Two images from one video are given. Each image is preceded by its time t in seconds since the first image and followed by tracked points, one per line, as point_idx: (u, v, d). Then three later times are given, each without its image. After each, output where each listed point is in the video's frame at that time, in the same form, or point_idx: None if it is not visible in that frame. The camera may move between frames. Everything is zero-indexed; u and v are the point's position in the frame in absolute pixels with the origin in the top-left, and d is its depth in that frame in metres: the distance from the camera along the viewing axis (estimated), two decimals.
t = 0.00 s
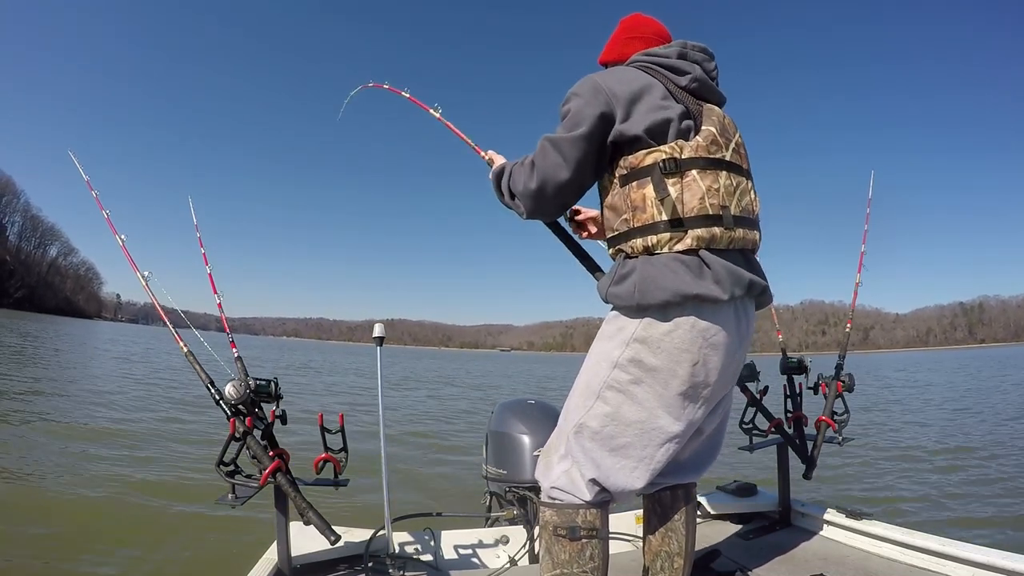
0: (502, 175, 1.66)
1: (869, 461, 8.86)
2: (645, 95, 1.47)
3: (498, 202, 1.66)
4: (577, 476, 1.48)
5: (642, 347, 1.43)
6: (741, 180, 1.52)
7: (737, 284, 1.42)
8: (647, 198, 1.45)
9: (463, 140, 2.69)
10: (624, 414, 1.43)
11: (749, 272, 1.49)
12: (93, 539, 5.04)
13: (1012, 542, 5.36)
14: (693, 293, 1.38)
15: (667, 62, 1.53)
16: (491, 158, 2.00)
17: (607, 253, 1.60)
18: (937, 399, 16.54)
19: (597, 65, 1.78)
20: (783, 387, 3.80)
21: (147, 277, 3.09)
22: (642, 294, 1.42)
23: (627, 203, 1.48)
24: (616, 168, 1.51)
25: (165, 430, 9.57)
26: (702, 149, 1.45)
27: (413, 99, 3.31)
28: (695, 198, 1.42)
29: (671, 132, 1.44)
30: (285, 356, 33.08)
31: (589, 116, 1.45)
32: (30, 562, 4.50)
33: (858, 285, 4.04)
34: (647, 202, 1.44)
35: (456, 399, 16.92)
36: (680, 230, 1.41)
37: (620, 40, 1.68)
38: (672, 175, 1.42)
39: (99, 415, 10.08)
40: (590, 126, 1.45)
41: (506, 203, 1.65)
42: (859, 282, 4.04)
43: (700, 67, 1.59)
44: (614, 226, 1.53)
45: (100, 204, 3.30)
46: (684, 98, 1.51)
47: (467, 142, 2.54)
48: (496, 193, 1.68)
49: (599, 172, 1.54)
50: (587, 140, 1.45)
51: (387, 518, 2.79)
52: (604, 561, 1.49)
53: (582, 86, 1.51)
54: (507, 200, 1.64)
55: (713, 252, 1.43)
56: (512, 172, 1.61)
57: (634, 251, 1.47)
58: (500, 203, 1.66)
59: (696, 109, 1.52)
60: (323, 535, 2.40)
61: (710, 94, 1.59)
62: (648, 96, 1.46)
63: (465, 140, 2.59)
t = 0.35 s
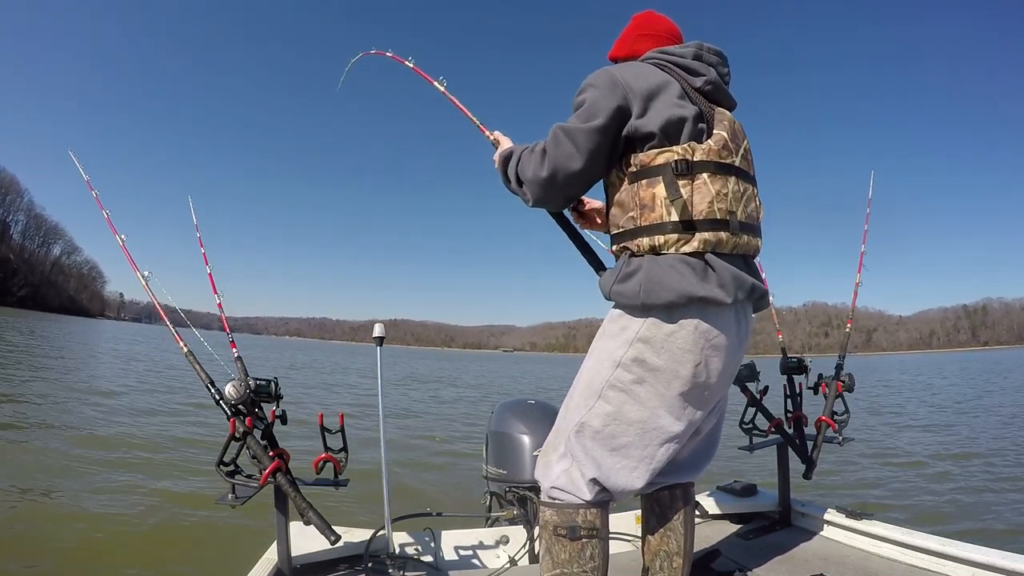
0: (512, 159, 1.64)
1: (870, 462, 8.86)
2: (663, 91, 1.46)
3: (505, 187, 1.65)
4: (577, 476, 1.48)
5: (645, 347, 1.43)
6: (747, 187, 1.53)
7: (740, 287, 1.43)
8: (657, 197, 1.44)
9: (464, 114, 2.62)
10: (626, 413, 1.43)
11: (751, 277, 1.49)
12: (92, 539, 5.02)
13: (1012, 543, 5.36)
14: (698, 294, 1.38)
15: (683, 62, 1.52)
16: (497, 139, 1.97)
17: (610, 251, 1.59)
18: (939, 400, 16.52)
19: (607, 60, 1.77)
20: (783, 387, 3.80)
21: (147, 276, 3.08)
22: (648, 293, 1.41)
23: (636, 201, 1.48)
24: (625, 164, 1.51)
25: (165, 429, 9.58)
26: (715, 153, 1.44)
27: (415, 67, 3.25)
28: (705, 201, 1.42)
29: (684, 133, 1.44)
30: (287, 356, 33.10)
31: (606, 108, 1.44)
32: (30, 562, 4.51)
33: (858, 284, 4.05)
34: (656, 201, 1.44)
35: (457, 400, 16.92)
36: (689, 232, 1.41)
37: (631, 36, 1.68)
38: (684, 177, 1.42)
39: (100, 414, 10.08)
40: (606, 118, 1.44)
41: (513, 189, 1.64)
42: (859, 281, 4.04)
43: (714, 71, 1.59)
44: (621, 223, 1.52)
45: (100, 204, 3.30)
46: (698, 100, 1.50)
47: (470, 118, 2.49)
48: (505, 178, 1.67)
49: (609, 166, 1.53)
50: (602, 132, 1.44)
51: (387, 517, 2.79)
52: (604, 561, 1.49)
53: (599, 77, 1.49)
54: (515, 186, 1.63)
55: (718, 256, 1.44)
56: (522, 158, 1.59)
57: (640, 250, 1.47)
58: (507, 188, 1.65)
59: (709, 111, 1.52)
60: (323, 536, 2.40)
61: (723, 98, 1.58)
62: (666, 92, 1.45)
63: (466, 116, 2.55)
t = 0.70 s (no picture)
0: (510, 156, 1.65)
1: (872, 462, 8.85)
2: (661, 89, 1.45)
3: (503, 183, 1.65)
4: (573, 475, 1.48)
5: (640, 346, 1.43)
6: (745, 186, 1.52)
7: (735, 287, 1.43)
8: (652, 195, 1.44)
9: (467, 110, 2.61)
10: (621, 413, 1.43)
11: (746, 276, 1.49)
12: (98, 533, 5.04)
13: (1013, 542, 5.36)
14: (692, 293, 1.38)
15: (683, 61, 1.52)
16: (499, 137, 1.96)
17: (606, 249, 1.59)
18: (942, 399, 16.48)
19: (609, 57, 1.77)
20: (783, 387, 3.79)
21: (147, 276, 3.08)
22: (643, 292, 1.41)
23: (631, 198, 1.47)
24: (622, 162, 1.50)
25: (166, 430, 9.58)
26: (711, 151, 1.44)
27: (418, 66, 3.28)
28: (700, 200, 1.42)
29: (682, 131, 1.43)
30: (289, 356, 33.10)
31: (602, 106, 1.44)
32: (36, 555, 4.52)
33: (858, 285, 4.04)
34: (651, 198, 1.44)
35: (459, 399, 16.92)
36: (683, 230, 1.41)
37: (635, 33, 1.68)
38: (680, 175, 1.42)
39: (100, 415, 10.08)
40: (603, 115, 1.43)
41: (511, 185, 1.64)
42: (859, 282, 4.04)
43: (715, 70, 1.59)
44: (616, 221, 1.52)
45: (101, 205, 3.30)
46: (698, 98, 1.50)
47: (474, 116, 2.48)
48: (503, 175, 1.67)
49: (607, 164, 1.52)
50: (598, 129, 1.44)
51: (387, 518, 2.80)
52: (602, 560, 1.49)
53: (597, 74, 1.49)
54: (513, 182, 1.63)
55: (713, 255, 1.44)
56: (520, 155, 1.60)
57: (635, 247, 1.46)
58: (505, 184, 1.65)
59: (708, 110, 1.52)
60: (323, 535, 2.40)
61: (723, 97, 1.58)
62: (663, 91, 1.45)
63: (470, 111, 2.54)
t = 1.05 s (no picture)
0: (509, 153, 1.65)
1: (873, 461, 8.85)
2: (656, 89, 1.45)
3: (503, 180, 1.66)
4: (569, 475, 1.48)
5: (634, 346, 1.43)
6: (740, 186, 1.52)
7: (729, 287, 1.43)
8: (646, 195, 1.44)
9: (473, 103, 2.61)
10: (615, 413, 1.43)
11: (741, 277, 1.49)
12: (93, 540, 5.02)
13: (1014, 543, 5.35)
14: (685, 294, 1.38)
15: (681, 59, 1.52)
16: (503, 131, 1.96)
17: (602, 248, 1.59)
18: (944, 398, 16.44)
19: (609, 53, 1.77)
20: (783, 387, 3.79)
21: (147, 277, 3.08)
22: (636, 292, 1.41)
23: (626, 198, 1.48)
24: (618, 162, 1.51)
25: (167, 430, 9.57)
26: (706, 151, 1.44)
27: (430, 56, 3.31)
28: (695, 199, 1.42)
29: (677, 130, 1.43)
30: (291, 356, 33.09)
31: (598, 105, 1.44)
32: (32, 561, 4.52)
33: (858, 284, 4.04)
34: (645, 198, 1.44)
35: (460, 399, 16.92)
36: (676, 231, 1.41)
37: (635, 30, 1.68)
38: (674, 175, 1.42)
39: (101, 416, 10.08)
40: (598, 115, 1.43)
41: (510, 182, 1.64)
42: (858, 282, 4.04)
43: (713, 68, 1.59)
44: (611, 220, 1.52)
45: (101, 205, 3.30)
46: (694, 97, 1.50)
47: (481, 111, 2.47)
48: (503, 172, 1.68)
49: (603, 163, 1.52)
50: (593, 128, 1.44)
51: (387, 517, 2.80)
52: (599, 559, 1.49)
53: (594, 74, 1.49)
54: (512, 180, 1.64)
55: (707, 255, 1.43)
56: (518, 153, 1.60)
57: (629, 247, 1.47)
58: (504, 181, 1.66)
59: (705, 109, 1.52)
60: (323, 535, 2.40)
61: (721, 95, 1.58)
62: (659, 90, 1.45)
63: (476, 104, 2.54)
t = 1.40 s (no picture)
0: (518, 145, 1.64)
1: (875, 461, 8.84)
2: (672, 90, 1.45)
3: (510, 171, 1.65)
4: (569, 474, 1.48)
5: (637, 348, 1.43)
6: (748, 194, 1.53)
7: (732, 292, 1.43)
8: (656, 197, 1.44)
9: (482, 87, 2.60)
10: (616, 413, 1.43)
11: (744, 282, 1.49)
12: (97, 539, 5.03)
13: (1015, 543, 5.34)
14: (690, 297, 1.38)
15: (696, 61, 1.53)
16: (510, 117, 1.96)
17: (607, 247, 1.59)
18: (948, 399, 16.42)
19: (621, 48, 1.76)
20: (783, 387, 3.79)
21: (147, 276, 3.08)
22: (641, 293, 1.41)
23: (634, 199, 1.48)
24: (628, 161, 1.50)
25: (168, 428, 9.57)
26: (717, 157, 1.45)
27: (438, 28, 3.25)
28: (704, 205, 1.42)
29: (690, 134, 1.43)
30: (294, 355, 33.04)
31: (613, 102, 1.44)
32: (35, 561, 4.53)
33: (858, 285, 4.04)
34: (654, 200, 1.44)
35: (462, 398, 16.92)
36: (684, 234, 1.41)
37: (650, 27, 1.67)
38: (685, 179, 1.42)
39: (102, 414, 10.07)
40: (613, 112, 1.43)
41: (518, 174, 1.63)
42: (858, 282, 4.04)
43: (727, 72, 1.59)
44: (618, 220, 1.52)
45: (101, 205, 3.31)
46: (708, 100, 1.50)
47: (488, 94, 2.47)
48: (511, 163, 1.67)
49: (613, 162, 1.52)
50: (607, 125, 1.44)
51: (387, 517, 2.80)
52: (599, 558, 1.50)
53: (610, 70, 1.49)
54: (520, 172, 1.63)
55: (713, 260, 1.44)
56: (528, 145, 1.59)
57: (635, 248, 1.46)
58: (512, 173, 1.65)
59: (718, 113, 1.52)
60: (323, 535, 2.40)
61: (733, 100, 1.59)
62: (675, 91, 1.45)
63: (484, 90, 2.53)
